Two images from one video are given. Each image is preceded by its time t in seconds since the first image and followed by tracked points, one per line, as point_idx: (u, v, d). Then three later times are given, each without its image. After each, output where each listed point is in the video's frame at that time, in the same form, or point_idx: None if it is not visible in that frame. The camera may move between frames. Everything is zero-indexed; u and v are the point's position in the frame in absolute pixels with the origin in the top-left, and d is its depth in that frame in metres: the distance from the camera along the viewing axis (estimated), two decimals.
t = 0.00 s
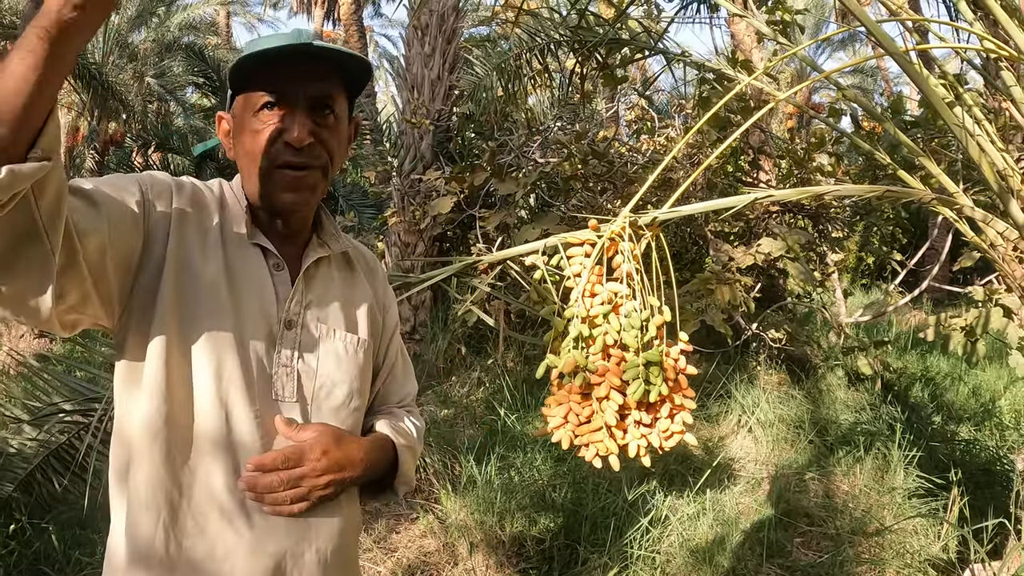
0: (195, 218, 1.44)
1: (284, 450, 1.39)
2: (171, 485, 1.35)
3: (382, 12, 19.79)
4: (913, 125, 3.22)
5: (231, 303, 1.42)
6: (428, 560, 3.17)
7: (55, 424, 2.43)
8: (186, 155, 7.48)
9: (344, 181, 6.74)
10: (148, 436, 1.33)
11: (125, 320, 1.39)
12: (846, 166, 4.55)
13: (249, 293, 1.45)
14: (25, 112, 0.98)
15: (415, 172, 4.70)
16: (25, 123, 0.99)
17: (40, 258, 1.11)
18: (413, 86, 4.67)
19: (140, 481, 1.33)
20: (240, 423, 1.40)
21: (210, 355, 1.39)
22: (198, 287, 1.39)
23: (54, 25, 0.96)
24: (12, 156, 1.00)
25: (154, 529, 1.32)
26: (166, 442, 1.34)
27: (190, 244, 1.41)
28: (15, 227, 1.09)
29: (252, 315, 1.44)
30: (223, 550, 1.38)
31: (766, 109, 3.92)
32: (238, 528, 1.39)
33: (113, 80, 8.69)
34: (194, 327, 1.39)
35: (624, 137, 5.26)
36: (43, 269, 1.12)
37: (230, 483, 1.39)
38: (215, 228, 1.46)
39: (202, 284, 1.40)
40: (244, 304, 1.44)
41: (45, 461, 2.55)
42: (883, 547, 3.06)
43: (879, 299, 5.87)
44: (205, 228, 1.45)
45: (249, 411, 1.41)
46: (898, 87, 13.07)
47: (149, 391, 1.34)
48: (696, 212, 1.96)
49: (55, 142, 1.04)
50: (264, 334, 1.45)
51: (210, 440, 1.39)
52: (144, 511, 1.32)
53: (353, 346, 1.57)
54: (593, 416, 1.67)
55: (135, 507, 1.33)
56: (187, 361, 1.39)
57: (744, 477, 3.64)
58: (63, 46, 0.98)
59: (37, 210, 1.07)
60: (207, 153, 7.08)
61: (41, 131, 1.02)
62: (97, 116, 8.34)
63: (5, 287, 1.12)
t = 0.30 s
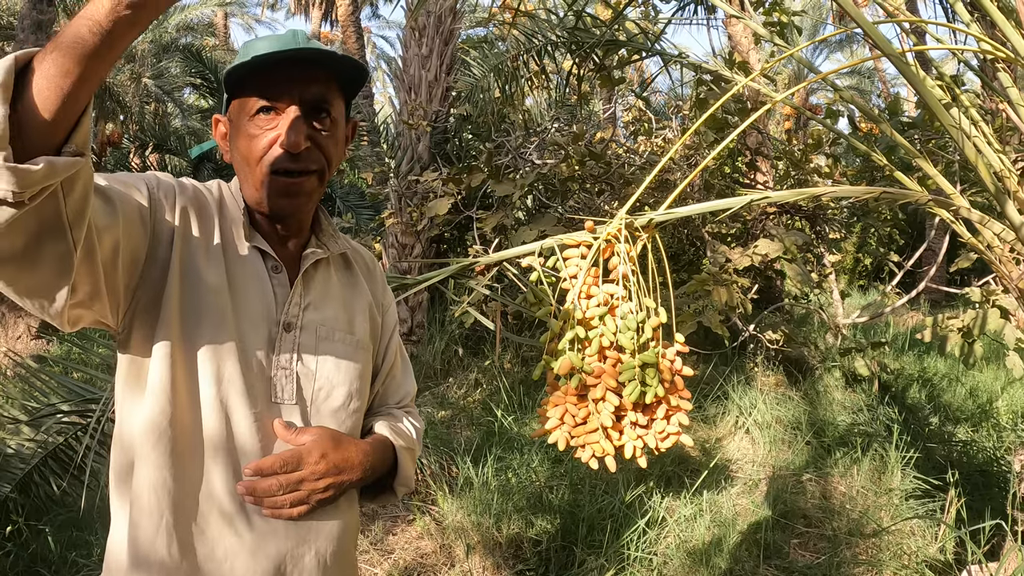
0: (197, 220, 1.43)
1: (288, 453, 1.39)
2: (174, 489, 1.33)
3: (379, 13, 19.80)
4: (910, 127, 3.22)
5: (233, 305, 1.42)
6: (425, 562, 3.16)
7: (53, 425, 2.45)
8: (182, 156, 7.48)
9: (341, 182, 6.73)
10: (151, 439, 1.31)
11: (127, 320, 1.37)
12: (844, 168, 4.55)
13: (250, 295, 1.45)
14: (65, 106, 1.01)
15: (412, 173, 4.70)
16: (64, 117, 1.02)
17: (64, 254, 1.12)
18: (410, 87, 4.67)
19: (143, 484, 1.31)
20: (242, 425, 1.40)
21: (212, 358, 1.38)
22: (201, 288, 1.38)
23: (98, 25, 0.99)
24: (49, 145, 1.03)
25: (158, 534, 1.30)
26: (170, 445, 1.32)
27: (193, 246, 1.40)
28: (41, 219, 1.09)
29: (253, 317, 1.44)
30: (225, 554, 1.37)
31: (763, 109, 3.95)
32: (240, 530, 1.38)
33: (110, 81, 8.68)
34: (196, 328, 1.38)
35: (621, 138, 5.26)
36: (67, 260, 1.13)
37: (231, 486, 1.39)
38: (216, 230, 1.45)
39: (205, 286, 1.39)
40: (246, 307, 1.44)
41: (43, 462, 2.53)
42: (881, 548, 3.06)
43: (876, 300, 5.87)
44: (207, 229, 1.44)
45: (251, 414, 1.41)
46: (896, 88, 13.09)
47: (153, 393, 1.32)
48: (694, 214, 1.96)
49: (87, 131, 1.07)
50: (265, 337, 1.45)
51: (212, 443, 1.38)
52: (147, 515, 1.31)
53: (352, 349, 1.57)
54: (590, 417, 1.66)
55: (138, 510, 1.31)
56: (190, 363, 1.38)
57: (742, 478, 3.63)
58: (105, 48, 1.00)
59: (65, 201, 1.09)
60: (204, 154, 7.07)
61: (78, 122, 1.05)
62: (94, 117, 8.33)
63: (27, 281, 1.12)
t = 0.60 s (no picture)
0: (198, 219, 1.42)
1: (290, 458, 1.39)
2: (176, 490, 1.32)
3: (378, 15, 19.81)
4: (907, 128, 3.23)
5: (235, 305, 1.42)
6: (422, 563, 3.15)
7: (51, 426, 2.45)
8: (180, 157, 7.49)
9: (339, 183, 6.73)
10: (155, 439, 1.31)
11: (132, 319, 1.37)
12: (841, 169, 4.56)
13: (252, 294, 1.44)
14: (73, 102, 1.01)
15: (409, 174, 4.69)
16: (71, 113, 1.02)
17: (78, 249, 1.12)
18: (408, 88, 4.68)
19: (145, 485, 1.31)
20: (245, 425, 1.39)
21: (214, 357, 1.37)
22: (203, 288, 1.38)
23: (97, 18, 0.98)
24: (58, 142, 1.03)
25: (161, 535, 1.30)
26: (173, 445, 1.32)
27: (195, 245, 1.39)
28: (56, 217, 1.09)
29: (255, 316, 1.43)
30: (228, 554, 1.36)
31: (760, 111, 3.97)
32: (242, 532, 1.38)
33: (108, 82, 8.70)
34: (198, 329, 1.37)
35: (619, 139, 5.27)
36: (82, 257, 1.13)
37: (234, 485, 1.38)
38: (217, 229, 1.44)
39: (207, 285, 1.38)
40: (248, 306, 1.43)
41: (41, 462, 2.50)
42: (878, 548, 3.06)
43: (873, 301, 5.87)
44: (208, 228, 1.43)
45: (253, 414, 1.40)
46: (894, 90, 13.11)
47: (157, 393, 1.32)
48: (692, 214, 1.96)
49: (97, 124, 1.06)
50: (266, 336, 1.45)
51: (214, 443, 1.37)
52: (150, 514, 1.30)
53: (353, 348, 1.57)
54: (587, 417, 1.67)
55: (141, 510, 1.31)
56: (192, 363, 1.37)
57: (739, 479, 3.63)
58: (108, 41, 1.00)
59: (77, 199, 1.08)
60: (202, 155, 7.08)
61: (84, 120, 1.04)
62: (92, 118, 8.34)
63: (46, 281, 1.12)
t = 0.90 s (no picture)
0: (201, 218, 1.42)
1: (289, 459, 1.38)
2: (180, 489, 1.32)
3: (376, 16, 19.81)
4: (904, 129, 3.24)
5: (237, 305, 1.41)
6: (420, 564, 3.15)
7: (49, 426, 2.40)
8: (178, 157, 7.50)
9: (337, 183, 6.73)
10: (158, 438, 1.30)
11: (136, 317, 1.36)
12: (838, 170, 4.57)
13: (254, 295, 1.44)
14: (80, 88, 1.01)
15: (407, 175, 4.69)
16: (78, 101, 1.02)
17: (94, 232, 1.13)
18: (406, 89, 4.69)
19: (148, 484, 1.30)
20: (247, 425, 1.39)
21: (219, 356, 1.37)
22: (207, 288, 1.38)
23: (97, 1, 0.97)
24: (67, 131, 1.03)
25: (164, 535, 1.29)
26: (178, 445, 1.31)
27: (199, 244, 1.39)
28: (72, 203, 1.10)
29: (257, 316, 1.43)
30: (228, 555, 1.36)
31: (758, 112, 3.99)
32: (244, 532, 1.38)
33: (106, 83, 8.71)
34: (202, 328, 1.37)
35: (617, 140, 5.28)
36: (98, 241, 1.15)
37: (235, 485, 1.38)
38: (220, 228, 1.44)
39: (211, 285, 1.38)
40: (250, 306, 1.43)
41: (38, 463, 2.50)
42: (875, 549, 3.05)
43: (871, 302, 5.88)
44: (211, 227, 1.43)
45: (255, 414, 1.40)
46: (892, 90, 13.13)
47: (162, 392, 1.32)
48: (690, 215, 1.96)
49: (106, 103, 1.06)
50: (267, 337, 1.44)
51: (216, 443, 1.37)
52: (152, 514, 1.30)
53: (352, 349, 1.57)
54: (585, 418, 1.67)
55: (144, 510, 1.30)
56: (196, 363, 1.37)
57: (737, 480, 3.63)
58: (109, 25, 0.99)
59: (91, 185, 1.10)
60: (200, 155, 7.09)
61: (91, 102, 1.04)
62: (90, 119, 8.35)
63: (64, 268, 1.13)
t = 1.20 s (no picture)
0: (204, 216, 1.42)
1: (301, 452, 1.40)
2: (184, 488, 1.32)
3: (374, 17, 19.82)
4: (902, 130, 3.25)
5: (238, 304, 1.41)
6: (418, 565, 3.15)
7: (45, 428, 2.38)
8: (176, 158, 7.50)
9: (335, 185, 6.73)
10: (163, 436, 1.30)
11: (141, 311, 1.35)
12: (836, 171, 4.57)
13: (255, 294, 1.44)
14: (123, 44, 0.99)
15: (406, 176, 4.69)
16: (119, 55, 0.99)
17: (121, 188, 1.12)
18: (404, 90, 4.69)
19: (154, 481, 1.30)
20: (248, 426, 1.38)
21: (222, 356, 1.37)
22: (210, 287, 1.38)
23: None
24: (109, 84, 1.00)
25: (168, 533, 1.29)
26: (182, 444, 1.31)
27: (203, 242, 1.39)
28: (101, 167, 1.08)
29: (258, 316, 1.43)
30: (229, 555, 1.35)
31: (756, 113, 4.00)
32: (249, 531, 1.37)
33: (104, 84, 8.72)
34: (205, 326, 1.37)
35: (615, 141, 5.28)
36: (120, 201, 1.13)
37: (236, 486, 1.38)
38: (221, 227, 1.44)
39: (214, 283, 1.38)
40: (251, 306, 1.42)
41: (34, 465, 2.49)
42: (874, 549, 3.05)
43: (869, 303, 5.88)
44: (213, 226, 1.43)
45: (257, 414, 1.40)
46: (890, 91, 13.15)
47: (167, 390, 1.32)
48: (688, 216, 1.96)
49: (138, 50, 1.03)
50: (268, 337, 1.44)
51: (219, 442, 1.37)
52: (156, 512, 1.30)
53: (348, 349, 1.57)
54: (583, 420, 1.66)
55: (148, 507, 1.31)
56: (200, 359, 1.37)
57: (735, 481, 3.63)
58: None
59: (121, 148, 1.09)
60: (197, 156, 7.09)
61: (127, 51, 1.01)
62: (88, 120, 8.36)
63: (93, 232, 1.11)
